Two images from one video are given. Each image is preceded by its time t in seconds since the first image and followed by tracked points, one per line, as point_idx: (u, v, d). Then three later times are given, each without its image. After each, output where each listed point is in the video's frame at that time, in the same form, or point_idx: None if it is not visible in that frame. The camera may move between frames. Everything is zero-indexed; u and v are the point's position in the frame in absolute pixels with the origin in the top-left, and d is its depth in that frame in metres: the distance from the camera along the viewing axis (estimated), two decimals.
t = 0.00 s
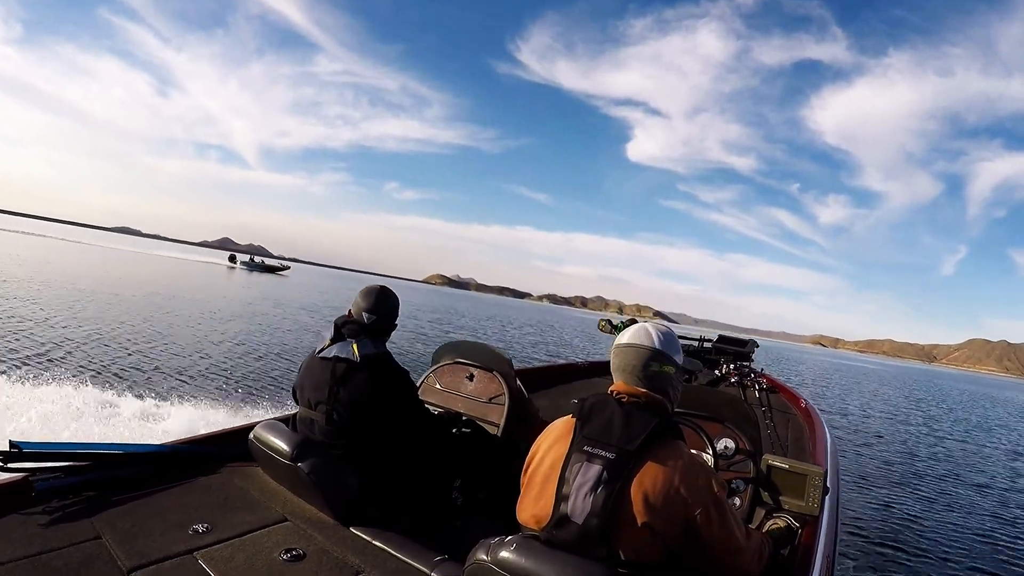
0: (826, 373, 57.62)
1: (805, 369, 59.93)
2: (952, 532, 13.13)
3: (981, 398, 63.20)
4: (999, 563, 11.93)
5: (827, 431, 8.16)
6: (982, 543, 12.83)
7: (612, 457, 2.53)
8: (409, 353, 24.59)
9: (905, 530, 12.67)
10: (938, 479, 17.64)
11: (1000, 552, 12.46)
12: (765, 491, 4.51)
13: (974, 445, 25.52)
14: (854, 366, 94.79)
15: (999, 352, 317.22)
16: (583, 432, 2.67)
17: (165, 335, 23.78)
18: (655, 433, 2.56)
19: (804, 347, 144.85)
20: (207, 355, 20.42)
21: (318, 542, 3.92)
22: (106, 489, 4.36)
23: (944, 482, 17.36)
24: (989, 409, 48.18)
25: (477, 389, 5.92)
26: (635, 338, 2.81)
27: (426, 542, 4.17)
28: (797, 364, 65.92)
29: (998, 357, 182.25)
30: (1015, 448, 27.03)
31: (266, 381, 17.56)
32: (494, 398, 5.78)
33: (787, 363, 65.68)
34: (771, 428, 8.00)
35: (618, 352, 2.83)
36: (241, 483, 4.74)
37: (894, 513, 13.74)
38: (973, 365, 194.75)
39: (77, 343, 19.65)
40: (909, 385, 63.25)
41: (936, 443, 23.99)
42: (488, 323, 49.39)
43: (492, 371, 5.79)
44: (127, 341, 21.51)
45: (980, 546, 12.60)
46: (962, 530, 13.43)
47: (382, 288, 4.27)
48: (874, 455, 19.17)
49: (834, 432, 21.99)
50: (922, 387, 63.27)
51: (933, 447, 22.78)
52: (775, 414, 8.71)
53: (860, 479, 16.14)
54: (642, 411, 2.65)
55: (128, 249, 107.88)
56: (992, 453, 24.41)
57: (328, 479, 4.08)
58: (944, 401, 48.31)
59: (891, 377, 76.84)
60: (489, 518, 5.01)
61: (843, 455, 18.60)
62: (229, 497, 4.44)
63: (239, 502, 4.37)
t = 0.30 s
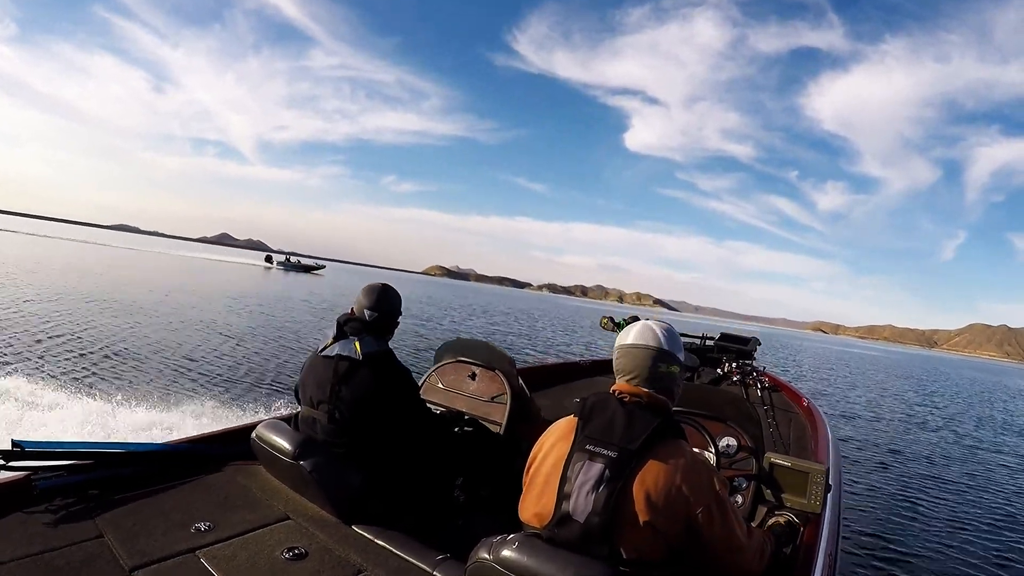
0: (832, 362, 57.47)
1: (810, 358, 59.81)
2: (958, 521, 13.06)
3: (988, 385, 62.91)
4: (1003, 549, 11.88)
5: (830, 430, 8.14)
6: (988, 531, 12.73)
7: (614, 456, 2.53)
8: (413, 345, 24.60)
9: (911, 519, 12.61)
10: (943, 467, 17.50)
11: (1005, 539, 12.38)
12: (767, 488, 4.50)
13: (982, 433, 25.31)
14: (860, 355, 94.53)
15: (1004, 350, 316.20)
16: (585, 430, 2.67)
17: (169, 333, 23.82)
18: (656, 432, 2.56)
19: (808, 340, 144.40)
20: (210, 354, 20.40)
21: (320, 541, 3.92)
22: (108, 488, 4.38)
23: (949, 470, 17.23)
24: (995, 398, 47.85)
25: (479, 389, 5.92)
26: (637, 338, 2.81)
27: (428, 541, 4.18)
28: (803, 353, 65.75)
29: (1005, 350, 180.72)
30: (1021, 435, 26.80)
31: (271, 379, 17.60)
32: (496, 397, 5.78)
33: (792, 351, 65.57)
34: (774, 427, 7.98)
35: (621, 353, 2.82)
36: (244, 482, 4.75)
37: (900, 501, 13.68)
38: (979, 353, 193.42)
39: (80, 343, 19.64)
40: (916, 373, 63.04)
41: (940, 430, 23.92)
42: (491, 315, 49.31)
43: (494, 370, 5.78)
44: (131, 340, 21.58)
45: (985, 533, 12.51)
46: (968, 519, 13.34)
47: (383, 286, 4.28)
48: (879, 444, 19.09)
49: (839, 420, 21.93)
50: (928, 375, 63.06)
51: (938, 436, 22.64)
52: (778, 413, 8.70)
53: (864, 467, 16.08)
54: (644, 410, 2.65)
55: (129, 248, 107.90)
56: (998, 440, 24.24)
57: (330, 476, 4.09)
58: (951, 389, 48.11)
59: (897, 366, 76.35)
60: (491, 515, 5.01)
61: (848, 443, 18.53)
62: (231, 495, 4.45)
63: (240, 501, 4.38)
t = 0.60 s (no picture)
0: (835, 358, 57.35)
1: (813, 354, 59.69)
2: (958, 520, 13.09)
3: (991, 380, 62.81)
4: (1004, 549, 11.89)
5: (831, 430, 8.14)
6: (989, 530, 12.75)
7: (616, 457, 2.53)
8: (415, 344, 24.59)
9: (912, 521, 12.64)
10: (942, 465, 17.47)
11: (1002, 539, 12.35)
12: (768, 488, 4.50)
13: (983, 431, 25.31)
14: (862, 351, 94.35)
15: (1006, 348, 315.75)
16: (586, 431, 2.67)
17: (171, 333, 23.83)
18: (658, 431, 2.55)
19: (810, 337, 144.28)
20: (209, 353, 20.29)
21: (322, 540, 3.92)
22: (109, 487, 4.39)
23: (948, 469, 17.19)
24: (995, 393, 47.81)
25: (479, 388, 5.92)
26: (639, 338, 2.80)
27: (429, 540, 4.18)
28: (805, 349, 65.63)
29: (1007, 347, 180.11)
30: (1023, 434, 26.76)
31: (272, 378, 17.60)
32: (497, 397, 5.78)
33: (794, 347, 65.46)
34: (774, 427, 7.97)
35: (624, 353, 2.81)
36: (245, 481, 4.75)
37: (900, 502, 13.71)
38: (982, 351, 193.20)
39: (78, 344, 19.48)
40: (919, 368, 62.89)
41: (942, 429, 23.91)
42: (493, 313, 49.28)
43: (494, 370, 5.78)
44: (133, 339, 21.60)
45: (983, 532, 12.47)
46: (969, 518, 13.37)
47: (384, 287, 4.28)
48: (879, 443, 19.10)
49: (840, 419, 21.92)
50: (931, 371, 62.94)
51: (938, 433, 22.59)
52: (778, 413, 8.69)
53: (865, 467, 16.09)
54: (646, 411, 2.65)
55: (130, 247, 107.88)
56: (1000, 437, 24.13)
57: (333, 477, 4.09)
58: (954, 385, 48.01)
59: (898, 361, 76.21)
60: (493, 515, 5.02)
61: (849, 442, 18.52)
62: (232, 495, 4.45)
63: (241, 500, 4.38)
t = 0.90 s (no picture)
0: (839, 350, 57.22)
1: (816, 345, 59.56)
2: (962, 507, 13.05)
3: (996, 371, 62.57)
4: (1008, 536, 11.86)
5: (833, 429, 8.12)
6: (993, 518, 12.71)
7: (619, 455, 2.52)
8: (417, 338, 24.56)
9: (916, 507, 12.60)
10: (945, 456, 17.33)
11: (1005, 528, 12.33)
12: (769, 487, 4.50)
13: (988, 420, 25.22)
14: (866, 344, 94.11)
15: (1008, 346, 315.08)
16: (589, 429, 2.66)
17: (173, 331, 23.85)
18: (662, 430, 2.55)
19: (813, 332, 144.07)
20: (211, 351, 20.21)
21: (323, 539, 3.93)
22: (111, 486, 4.39)
23: (951, 459, 17.05)
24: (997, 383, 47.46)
25: (482, 386, 5.91)
26: (642, 335, 2.79)
27: (431, 539, 4.19)
28: (808, 341, 65.47)
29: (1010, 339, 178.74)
30: None
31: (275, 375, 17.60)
32: (499, 394, 5.77)
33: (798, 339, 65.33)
34: (776, 425, 7.96)
35: (626, 351, 2.81)
36: (247, 480, 4.76)
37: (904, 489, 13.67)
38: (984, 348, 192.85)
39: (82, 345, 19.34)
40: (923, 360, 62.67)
41: (946, 418, 23.86)
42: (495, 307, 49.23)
43: (497, 368, 5.78)
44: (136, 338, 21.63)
45: (988, 522, 12.40)
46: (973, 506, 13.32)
47: (386, 285, 4.27)
48: (883, 432, 19.06)
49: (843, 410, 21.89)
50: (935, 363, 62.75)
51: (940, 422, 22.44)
52: (781, 411, 8.67)
53: (869, 455, 16.06)
54: (649, 409, 2.64)
55: (131, 244, 107.77)
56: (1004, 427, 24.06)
57: (335, 474, 4.10)
58: (958, 376, 47.88)
59: (901, 352, 75.84)
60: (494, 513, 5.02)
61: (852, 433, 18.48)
62: (234, 494, 4.45)
63: (243, 499, 4.39)
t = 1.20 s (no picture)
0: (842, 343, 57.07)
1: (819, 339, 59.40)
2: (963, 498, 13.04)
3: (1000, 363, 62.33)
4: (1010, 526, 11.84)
5: (833, 431, 8.11)
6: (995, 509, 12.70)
7: (619, 459, 2.52)
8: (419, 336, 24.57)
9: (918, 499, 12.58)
10: (947, 448, 17.18)
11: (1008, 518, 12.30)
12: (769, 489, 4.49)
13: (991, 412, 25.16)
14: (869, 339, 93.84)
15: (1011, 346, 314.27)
16: (589, 432, 2.66)
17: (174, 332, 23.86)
18: (661, 433, 2.55)
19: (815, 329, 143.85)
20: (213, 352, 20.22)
21: (323, 540, 3.93)
22: (111, 487, 4.39)
23: (953, 451, 16.91)
24: (999, 375, 47.23)
25: (482, 388, 5.91)
26: (640, 337, 2.79)
27: (431, 540, 4.19)
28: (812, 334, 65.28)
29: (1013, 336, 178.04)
30: None
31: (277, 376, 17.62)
32: (499, 396, 5.77)
33: (801, 333, 65.19)
34: (776, 427, 7.93)
35: (625, 353, 2.81)
36: (248, 481, 4.76)
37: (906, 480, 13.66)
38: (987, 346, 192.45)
39: (81, 347, 19.19)
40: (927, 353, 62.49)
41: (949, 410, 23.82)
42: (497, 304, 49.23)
43: (496, 370, 5.78)
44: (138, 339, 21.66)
45: (991, 514, 12.37)
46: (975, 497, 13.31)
47: (388, 287, 4.28)
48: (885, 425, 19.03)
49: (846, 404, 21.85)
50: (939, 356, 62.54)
51: (941, 415, 22.29)
52: (781, 413, 8.65)
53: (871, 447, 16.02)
54: (648, 412, 2.63)
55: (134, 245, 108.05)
56: (1008, 420, 23.99)
57: (335, 475, 4.11)
58: (962, 368, 47.71)
59: (904, 345, 75.60)
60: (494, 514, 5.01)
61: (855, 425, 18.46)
62: (234, 495, 4.46)
63: (244, 500, 4.39)
